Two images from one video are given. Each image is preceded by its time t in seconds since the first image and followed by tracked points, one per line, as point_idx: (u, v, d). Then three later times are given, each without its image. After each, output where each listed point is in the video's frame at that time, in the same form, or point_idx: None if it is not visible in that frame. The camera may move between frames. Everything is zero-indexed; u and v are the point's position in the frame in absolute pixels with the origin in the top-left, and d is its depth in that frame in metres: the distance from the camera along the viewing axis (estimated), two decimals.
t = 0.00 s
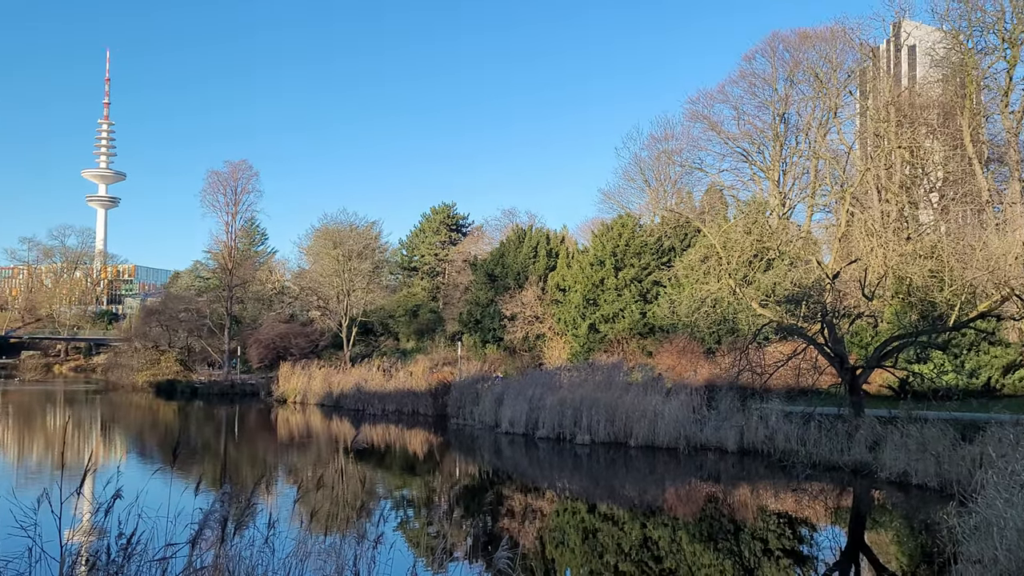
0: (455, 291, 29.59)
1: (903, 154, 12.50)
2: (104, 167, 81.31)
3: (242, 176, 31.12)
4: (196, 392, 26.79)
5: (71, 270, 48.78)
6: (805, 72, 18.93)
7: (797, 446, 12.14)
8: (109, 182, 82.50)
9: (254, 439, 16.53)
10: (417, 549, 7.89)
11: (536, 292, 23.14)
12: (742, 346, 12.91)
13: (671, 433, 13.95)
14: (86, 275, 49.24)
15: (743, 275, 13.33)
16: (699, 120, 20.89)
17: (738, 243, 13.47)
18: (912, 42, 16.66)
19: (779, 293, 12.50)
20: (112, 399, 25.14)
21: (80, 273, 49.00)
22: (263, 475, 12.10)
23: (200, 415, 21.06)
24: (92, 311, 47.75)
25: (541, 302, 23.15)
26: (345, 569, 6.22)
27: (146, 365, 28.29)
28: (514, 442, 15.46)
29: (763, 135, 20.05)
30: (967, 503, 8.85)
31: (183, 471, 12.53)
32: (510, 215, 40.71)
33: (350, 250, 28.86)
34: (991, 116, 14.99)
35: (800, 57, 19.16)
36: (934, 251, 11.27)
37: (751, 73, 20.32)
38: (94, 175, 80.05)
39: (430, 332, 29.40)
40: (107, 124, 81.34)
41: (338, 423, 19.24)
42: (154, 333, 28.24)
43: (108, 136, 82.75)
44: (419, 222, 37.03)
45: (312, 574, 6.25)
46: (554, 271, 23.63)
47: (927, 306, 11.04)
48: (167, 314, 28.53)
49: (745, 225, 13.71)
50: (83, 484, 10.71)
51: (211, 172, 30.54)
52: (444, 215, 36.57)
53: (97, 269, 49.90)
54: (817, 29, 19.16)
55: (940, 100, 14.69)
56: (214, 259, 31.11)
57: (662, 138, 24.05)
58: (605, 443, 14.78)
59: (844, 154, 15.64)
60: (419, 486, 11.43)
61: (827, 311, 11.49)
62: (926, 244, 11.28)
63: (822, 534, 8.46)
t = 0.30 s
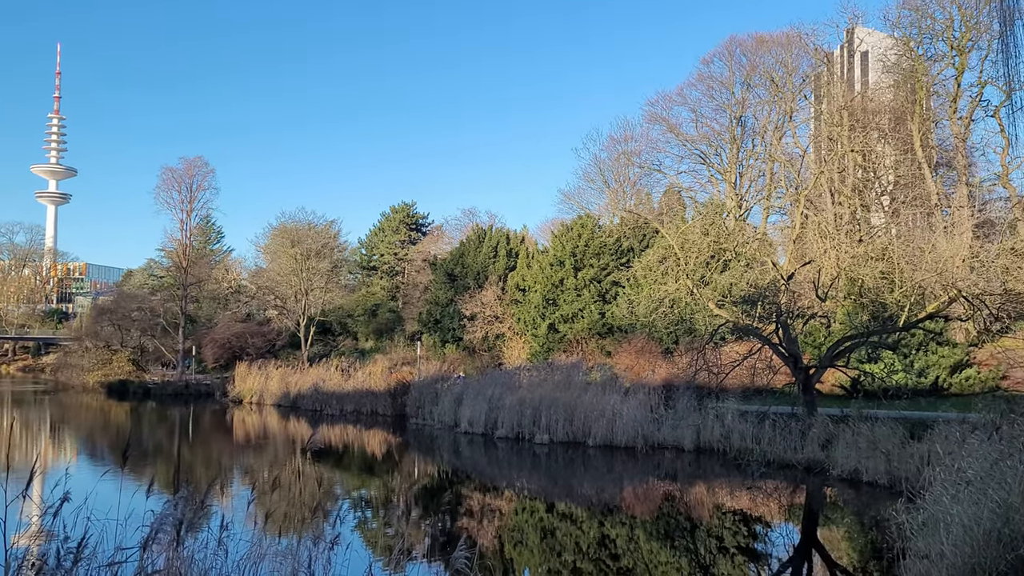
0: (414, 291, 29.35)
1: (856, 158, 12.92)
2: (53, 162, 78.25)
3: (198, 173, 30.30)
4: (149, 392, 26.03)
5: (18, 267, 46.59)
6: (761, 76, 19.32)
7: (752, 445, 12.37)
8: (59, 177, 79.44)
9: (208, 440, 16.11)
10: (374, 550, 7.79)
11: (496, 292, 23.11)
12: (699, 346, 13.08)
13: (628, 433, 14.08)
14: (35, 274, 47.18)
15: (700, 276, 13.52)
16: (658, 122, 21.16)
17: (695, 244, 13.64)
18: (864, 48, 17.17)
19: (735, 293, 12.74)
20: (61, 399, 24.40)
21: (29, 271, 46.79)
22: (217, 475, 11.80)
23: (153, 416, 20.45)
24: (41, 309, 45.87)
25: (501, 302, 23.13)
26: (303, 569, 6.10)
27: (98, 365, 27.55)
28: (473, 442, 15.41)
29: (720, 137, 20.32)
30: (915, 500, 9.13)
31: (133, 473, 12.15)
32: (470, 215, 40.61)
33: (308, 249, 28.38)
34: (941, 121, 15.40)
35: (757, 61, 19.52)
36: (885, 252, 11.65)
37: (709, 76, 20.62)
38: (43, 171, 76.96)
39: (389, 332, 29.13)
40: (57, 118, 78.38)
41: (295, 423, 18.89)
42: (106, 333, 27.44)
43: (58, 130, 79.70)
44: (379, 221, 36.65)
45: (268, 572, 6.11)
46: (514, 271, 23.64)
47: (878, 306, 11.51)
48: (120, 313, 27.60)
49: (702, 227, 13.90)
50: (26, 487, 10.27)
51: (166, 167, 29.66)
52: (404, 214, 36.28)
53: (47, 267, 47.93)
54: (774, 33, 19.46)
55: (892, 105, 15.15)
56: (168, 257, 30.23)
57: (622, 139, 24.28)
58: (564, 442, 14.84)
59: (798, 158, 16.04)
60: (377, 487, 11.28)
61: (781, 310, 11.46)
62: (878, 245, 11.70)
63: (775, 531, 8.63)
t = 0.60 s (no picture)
0: (373, 290, 29.00)
1: (811, 160, 13.51)
2: None
3: (153, 170, 29.42)
4: (100, 393, 25.19)
5: None
6: (719, 79, 19.67)
7: (709, 444, 12.57)
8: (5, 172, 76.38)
9: (161, 441, 15.66)
10: (332, 551, 7.66)
11: (456, 292, 23.01)
12: (658, 346, 13.26)
13: (587, 432, 14.16)
14: None
15: (659, 277, 13.57)
16: (618, 124, 21.36)
17: (655, 245, 13.76)
18: (819, 54, 17.60)
19: (694, 293, 12.94)
20: (8, 399, 23.57)
21: None
22: (170, 477, 11.48)
23: (103, 416, 19.82)
24: None
25: (462, 301, 23.04)
26: (258, 569, 5.97)
27: (48, 364, 26.26)
28: (433, 442, 15.32)
29: (679, 139, 20.60)
30: (866, 497, 9.39)
31: (82, 474, 11.74)
32: (431, 214, 40.37)
33: (266, 247, 27.57)
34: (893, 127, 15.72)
35: (715, 65, 19.84)
36: (838, 255, 12.01)
37: (668, 78, 20.89)
38: None
39: (348, 332, 28.78)
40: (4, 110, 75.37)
41: (251, 424, 18.50)
42: (57, 332, 26.46)
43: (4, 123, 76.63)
44: (338, 220, 36.14)
45: (222, 573, 5.97)
46: (474, 270, 23.58)
47: (831, 307, 11.84)
48: (71, 313, 26.70)
49: (661, 228, 14.03)
50: None
51: (120, 164, 28.74)
52: (363, 213, 35.87)
53: None
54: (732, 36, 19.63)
55: (846, 109, 15.34)
56: (121, 255, 29.32)
57: (582, 140, 24.43)
58: (524, 442, 14.87)
59: (754, 161, 16.42)
60: (335, 487, 11.11)
61: (738, 312, 11.82)
62: (831, 248, 12.04)
63: (731, 529, 8.79)
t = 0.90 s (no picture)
0: (337, 289, 28.60)
1: (772, 162, 13.91)
2: None
3: (111, 166, 28.55)
4: (56, 393, 24.19)
5: None
6: (683, 80, 19.87)
7: (671, 443, 12.71)
8: None
9: (118, 441, 15.23)
10: (293, 552, 7.53)
11: (420, 291, 22.87)
12: (621, 346, 13.35)
13: (551, 432, 14.20)
14: None
15: (623, 276, 13.73)
16: (583, 124, 21.47)
17: (619, 245, 13.90)
18: (780, 57, 17.98)
19: (657, 293, 13.10)
20: None
21: None
22: (127, 478, 11.16)
23: (57, 417, 19.22)
24: None
25: (426, 301, 22.91)
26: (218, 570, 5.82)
27: None
28: (396, 442, 15.21)
29: (643, 140, 20.79)
30: (823, 494, 9.60)
31: (34, 475, 11.34)
32: (395, 213, 39.98)
33: (228, 246, 26.95)
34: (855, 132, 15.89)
35: (679, 66, 19.97)
36: (799, 255, 12.29)
37: (632, 79, 21.05)
38: None
39: (311, 331, 28.39)
40: None
41: (211, 424, 18.10)
42: (11, 330, 25.83)
43: None
44: (300, 219, 35.55)
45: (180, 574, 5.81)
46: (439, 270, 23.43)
47: (792, 308, 11.89)
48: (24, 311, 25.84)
49: (625, 228, 14.17)
50: None
51: (76, 160, 27.84)
52: (327, 212, 35.40)
53: None
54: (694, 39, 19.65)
55: (806, 112, 15.61)
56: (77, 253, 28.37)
57: (547, 140, 24.52)
58: (487, 441, 14.85)
59: (716, 162, 16.72)
60: (298, 488, 10.93)
61: (701, 312, 11.78)
62: (791, 249, 12.30)
63: (693, 527, 8.90)
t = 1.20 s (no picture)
0: (303, 288, 28.21)
1: (737, 163, 13.96)
2: None
3: (71, 162, 27.78)
4: (13, 394, 23.54)
5: None
6: (649, 81, 20.13)
7: (637, 442, 12.82)
8: None
9: (76, 443, 14.84)
10: (257, 554, 7.40)
11: (387, 290, 22.74)
12: (588, 345, 13.41)
13: (517, 431, 14.20)
14: None
15: (590, 277, 14.07)
16: (550, 124, 21.54)
17: (586, 245, 14.00)
18: (745, 59, 18.25)
19: (623, 293, 13.22)
20: None
21: None
22: (85, 480, 10.86)
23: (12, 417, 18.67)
24: None
25: (392, 300, 22.80)
26: (180, 573, 5.68)
27: None
28: (362, 442, 15.09)
29: (610, 140, 20.93)
30: (785, 491, 9.77)
31: None
32: (361, 212, 39.62)
33: (191, 244, 26.43)
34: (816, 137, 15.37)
35: (646, 67, 20.22)
36: (762, 255, 12.44)
37: (599, 80, 21.18)
38: None
39: (276, 330, 28.28)
40: None
41: (174, 425, 17.73)
42: None
43: None
44: (266, 216, 34.94)
45: None
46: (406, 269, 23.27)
47: (755, 307, 12.11)
48: None
49: (592, 228, 14.33)
50: None
51: (34, 155, 27.04)
52: (293, 210, 34.84)
53: None
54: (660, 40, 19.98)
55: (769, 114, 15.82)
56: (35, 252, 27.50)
57: (515, 139, 24.53)
58: (454, 441, 14.82)
59: (682, 163, 16.92)
60: (262, 489, 10.77)
61: (666, 311, 11.88)
62: (756, 249, 12.43)
63: (658, 525, 8.97)
